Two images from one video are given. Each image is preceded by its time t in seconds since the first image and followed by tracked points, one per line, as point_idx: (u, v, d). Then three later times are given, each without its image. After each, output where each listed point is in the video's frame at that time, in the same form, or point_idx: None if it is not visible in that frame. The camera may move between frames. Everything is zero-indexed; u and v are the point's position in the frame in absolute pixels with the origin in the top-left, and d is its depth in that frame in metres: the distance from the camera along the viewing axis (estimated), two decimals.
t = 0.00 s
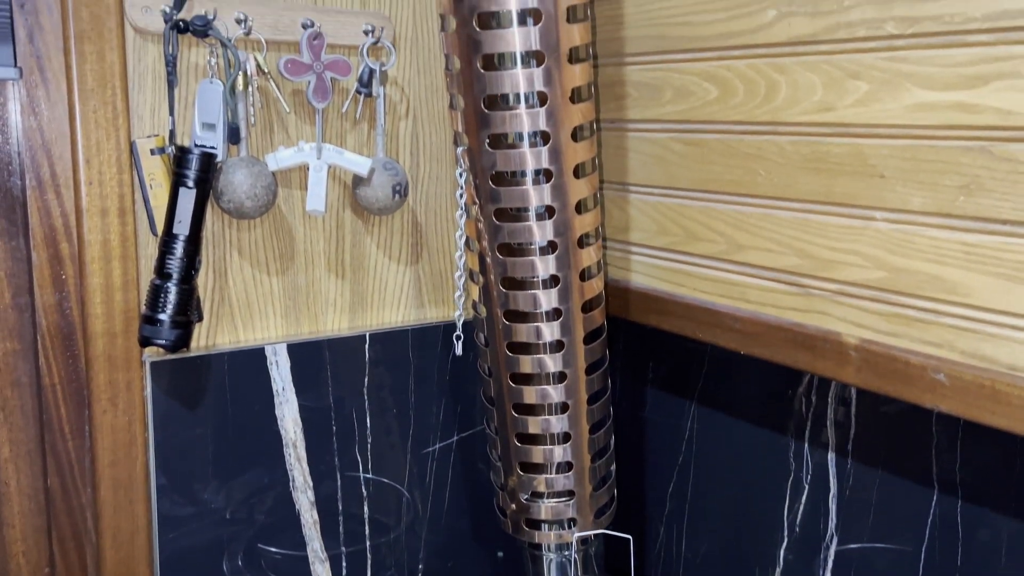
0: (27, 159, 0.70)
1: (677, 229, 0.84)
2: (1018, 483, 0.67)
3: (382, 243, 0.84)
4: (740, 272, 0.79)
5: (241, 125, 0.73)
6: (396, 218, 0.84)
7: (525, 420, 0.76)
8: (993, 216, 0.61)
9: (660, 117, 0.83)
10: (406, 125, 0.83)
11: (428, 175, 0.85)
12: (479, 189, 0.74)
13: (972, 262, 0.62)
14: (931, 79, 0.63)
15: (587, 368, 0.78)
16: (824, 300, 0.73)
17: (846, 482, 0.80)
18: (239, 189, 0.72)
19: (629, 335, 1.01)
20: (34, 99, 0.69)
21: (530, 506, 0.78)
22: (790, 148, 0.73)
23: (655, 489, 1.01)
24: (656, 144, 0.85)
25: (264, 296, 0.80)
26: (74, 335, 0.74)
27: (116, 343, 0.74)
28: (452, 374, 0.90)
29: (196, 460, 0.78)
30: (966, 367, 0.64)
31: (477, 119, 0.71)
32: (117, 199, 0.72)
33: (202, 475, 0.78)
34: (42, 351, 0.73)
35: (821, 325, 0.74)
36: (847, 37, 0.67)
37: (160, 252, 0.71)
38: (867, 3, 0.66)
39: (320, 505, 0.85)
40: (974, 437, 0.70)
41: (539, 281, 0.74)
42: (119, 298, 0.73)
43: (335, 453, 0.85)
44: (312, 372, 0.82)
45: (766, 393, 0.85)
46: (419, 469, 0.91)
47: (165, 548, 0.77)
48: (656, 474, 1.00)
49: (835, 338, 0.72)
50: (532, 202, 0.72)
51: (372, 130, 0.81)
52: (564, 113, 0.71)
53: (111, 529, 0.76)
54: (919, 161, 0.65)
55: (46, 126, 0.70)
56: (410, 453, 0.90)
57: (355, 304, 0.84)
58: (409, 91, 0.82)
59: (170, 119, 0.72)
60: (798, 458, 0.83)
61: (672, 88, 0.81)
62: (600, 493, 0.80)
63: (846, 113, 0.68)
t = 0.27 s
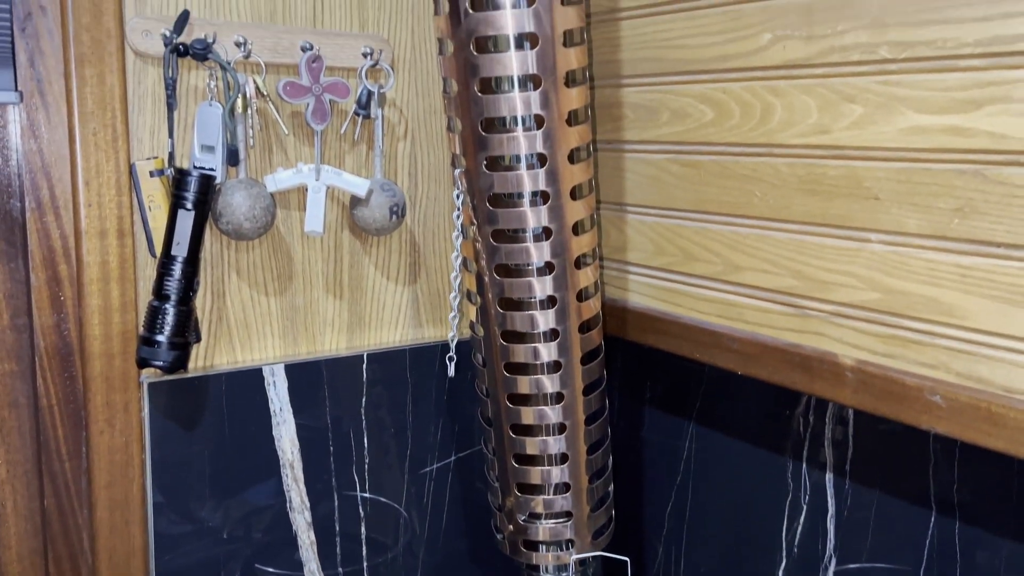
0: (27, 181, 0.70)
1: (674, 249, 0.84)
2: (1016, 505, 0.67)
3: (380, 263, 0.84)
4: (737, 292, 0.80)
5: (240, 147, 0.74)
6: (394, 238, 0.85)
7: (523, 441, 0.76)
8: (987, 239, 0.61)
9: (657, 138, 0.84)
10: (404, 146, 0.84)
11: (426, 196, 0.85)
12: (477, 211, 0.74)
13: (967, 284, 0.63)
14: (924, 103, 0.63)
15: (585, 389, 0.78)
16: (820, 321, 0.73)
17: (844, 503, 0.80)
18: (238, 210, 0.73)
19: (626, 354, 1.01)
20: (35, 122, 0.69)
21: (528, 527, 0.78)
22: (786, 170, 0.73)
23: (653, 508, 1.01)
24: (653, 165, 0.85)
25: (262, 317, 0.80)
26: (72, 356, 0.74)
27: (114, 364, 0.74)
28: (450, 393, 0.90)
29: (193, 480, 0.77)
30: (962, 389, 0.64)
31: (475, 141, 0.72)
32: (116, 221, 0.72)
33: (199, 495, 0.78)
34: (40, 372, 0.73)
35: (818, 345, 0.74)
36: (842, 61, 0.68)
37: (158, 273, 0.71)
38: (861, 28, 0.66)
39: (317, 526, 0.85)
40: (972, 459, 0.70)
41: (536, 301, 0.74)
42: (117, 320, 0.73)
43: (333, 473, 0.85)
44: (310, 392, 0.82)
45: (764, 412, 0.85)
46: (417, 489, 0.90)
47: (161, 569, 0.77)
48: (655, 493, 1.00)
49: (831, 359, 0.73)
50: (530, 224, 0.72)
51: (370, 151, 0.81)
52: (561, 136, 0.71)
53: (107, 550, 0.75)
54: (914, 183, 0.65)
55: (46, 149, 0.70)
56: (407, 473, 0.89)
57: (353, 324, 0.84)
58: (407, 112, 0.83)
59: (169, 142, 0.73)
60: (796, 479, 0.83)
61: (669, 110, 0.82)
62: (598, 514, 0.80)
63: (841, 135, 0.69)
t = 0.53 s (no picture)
0: (28, 200, 0.71)
1: (672, 266, 0.85)
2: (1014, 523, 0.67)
3: (378, 281, 0.85)
4: (734, 310, 0.80)
5: (240, 166, 0.75)
6: (393, 256, 0.85)
7: (522, 459, 0.76)
8: (983, 258, 0.62)
9: (654, 156, 0.84)
10: (403, 164, 0.84)
11: (425, 214, 0.86)
12: (475, 229, 0.74)
13: (963, 303, 0.63)
14: (919, 123, 0.64)
15: (583, 407, 0.78)
16: (818, 339, 0.74)
17: (843, 521, 0.79)
18: (237, 229, 0.73)
19: (625, 373, 1.01)
20: (36, 141, 0.70)
21: (526, 545, 0.78)
22: (782, 188, 0.74)
23: (652, 525, 1.00)
24: (650, 182, 0.86)
25: (261, 334, 0.80)
26: (71, 374, 0.74)
27: (112, 383, 0.74)
28: (448, 411, 0.90)
29: (191, 498, 0.77)
30: (959, 407, 0.64)
31: (474, 160, 0.72)
32: (116, 239, 0.72)
33: (197, 513, 0.78)
34: (39, 390, 0.73)
35: (816, 363, 0.74)
36: (837, 81, 0.69)
37: (157, 292, 0.72)
38: (855, 49, 0.67)
39: (315, 545, 0.84)
40: (970, 477, 0.70)
41: (535, 319, 0.75)
42: (116, 338, 0.73)
43: (331, 491, 0.85)
44: (308, 409, 0.82)
45: (762, 430, 0.85)
46: (415, 507, 0.90)
47: None
48: (654, 510, 1.00)
49: (829, 377, 0.73)
50: (528, 242, 0.73)
51: (370, 169, 0.82)
52: (559, 155, 0.72)
53: (104, 569, 0.75)
54: (910, 203, 0.65)
55: (47, 168, 0.70)
56: (405, 491, 0.89)
57: (352, 341, 0.85)
58: (406, 131, 0.83)
59: (169, 161, 0.73)
60: (795, 496, 0.83)
61: (666, 129, 0.82)
62: (597, 532, 0.80)
63: (837, 155, 0.69)
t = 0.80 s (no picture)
0: (25, 222, 0.71)
1: (669, 286, 0.85)
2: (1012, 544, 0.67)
3: (376, 300, 0.85)
4: (731, 330, 0.80)
5: (237, 188, 0.75)
6: (390, 275, 0.85)
7: (519, 480, 0.76)
8: (978, 281, 0.62)
9: (651, 176, 0.85)
10: (401, 184, 0.84)
11: (422, 233, 0.86)
12: (472, 250, 0.74)
13: (959, 325, 0.63)
14: (914, 146, 0.64)
15: (581, 427, 0.78)
16: (814, 360, 0.74)
17: (842, 541, 0.79)
18: (234, 250, 0.73)
19: (623, 391, 1.01)
20: (33, 163, 0.70)
21: (523, 566, 0.78)
22: (778, 209, 0.74)
23: (650, 544, 1.00)
24: (647, 202, 0.86)
25: (258, 354, 0.80)
26: (67, 396, 0.73)
27: (109, 405, 0.74)
28: (445, 430, 0.90)
29: (187, 518, 0.77)
30: (956, 429, 0.64)
31: (471, 182, 0.72)
32: (112, 261, 0.72)
33: (193, 534, 0.77)
34: (34, 412, 0.73)
35: (813, 384, 0.74)
36: (832, 103, 0.69)
37: (155, 313, 0.72)
38: (850, 72, 0.67)
39: (312, 566, 0.84)
40: (968, 498, 0.70)
41: (532, 340, 0.75)
42: (113, 360, 0.73)
43: (328, 512, 0.84)
44: (305, 429, 0.82)
45: (760, 449, 0.85)
46: (412, 527, 0.90)
47: None
48: (652, 528, 0.99)
49: (826, 398, 0.73)
50: (525, 262, 0.73)
51: (367, 189, 0.82)
52: (556, 177, 0.72)
53: None
54: (905, 225, 0.66)
55: (44, 190, 0.70)
56: (402, 511, 0.89)
57: (349, 360, 0.84)
58: (404, 151, 0.83)
59: (166, 182, 0.73)
60: (793, 516, 0.83)
61: (662, 149, 0.83)
62: (594, 553, 0.80)
63: (833, 177, 0.70)
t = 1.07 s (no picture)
0: (23, 238, 0.70)
1: (669, 300, 0.84)
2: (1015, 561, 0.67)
3: (375, 315, 0.84)
4: (732, 345, 0.80)
5: (236, 203, 0.74)
6: (390, 290, 0.85)
7: (519, 496, 0.76)
8: (979, 296, 0.62)
9: (650, 190, 0.85)
10: (400, 198, 0.84)
11: (422, 247, 0.86)
12: (472, 265, 0.74)
13: (961, 341, 0.63)
14: (913, 161, 0.64)
15: (581, 443, 0.78)
16: (815, 375, 0.74)
17: (843, 557, 0.79)
18: (233, 265, 0.73)
19: (623, 405, 1.00)
20: (33, 179, 0.70)
21: None
22: (778, 224, 0.74)
23: (651, 560, 0.99)
24: (647, 217, 0.86)
25: (256, 370, 0.79)
26: (64, 412, 0.73)
27: (107, 421, 0.73)
28: (445, 446, 0.89)
29: (184, 536, 0.76)
30: (958, 445, 0.64)
31: (471, 197, 0.72)
32: (111, 276, 0.72)
33: (190, 551, 0.77)
34: (32, 429, 0.72)
35: (814, 399, 0.74)
36: (832, 119, 0.69)
37: (153, 329, 0.71)
38: (849, 88, 0.67)
39: None
40: (970, 515, 0.69)
41: (532, 355, 0.74)
42: (111, 376, 0.73)
43: (326, 529, 0.84)
44: (304, 445, 0.81)
45: (761, 464, 0.85)
46: (411, 544, 0.89)
47: None
48: (652, 544, 0.99)
49: (827, 414, 0.73)
50: (525, 277, 0.72)
51: (367, 204, 0.82)
52: (556, 192, 0.72)
53: None
54: (906, 240, 0.66)
55: (43, 205, 0.70)
56: (401, 528, 0.88)
57: (348, 376, 0.84)
58: (403, 166, 0.83)
59: (166, 197, 0.73)
60: (794, 532, 0.82)
61: (662, 164, 0.83)
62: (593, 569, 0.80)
63: (833, 192, 0.70)
